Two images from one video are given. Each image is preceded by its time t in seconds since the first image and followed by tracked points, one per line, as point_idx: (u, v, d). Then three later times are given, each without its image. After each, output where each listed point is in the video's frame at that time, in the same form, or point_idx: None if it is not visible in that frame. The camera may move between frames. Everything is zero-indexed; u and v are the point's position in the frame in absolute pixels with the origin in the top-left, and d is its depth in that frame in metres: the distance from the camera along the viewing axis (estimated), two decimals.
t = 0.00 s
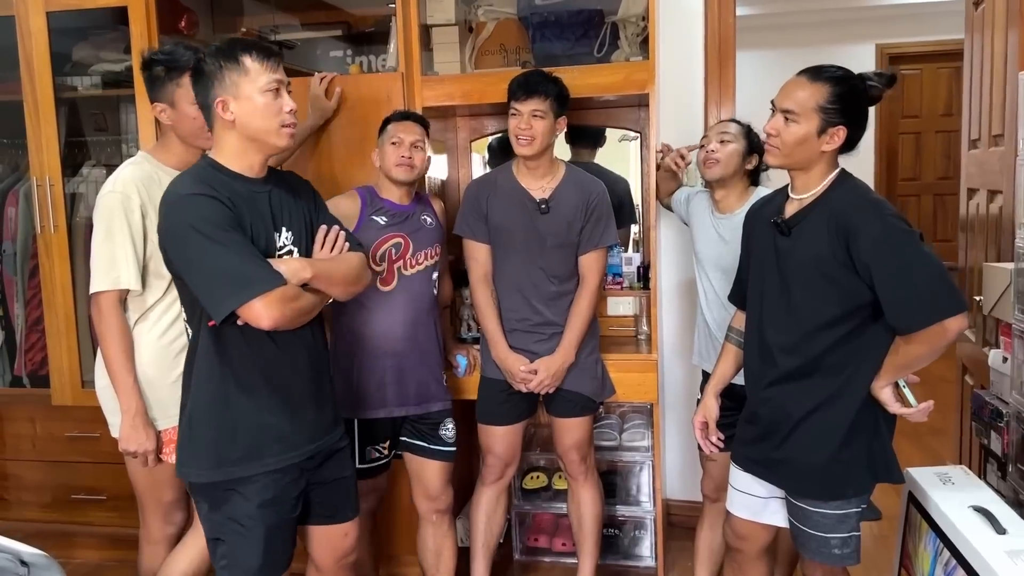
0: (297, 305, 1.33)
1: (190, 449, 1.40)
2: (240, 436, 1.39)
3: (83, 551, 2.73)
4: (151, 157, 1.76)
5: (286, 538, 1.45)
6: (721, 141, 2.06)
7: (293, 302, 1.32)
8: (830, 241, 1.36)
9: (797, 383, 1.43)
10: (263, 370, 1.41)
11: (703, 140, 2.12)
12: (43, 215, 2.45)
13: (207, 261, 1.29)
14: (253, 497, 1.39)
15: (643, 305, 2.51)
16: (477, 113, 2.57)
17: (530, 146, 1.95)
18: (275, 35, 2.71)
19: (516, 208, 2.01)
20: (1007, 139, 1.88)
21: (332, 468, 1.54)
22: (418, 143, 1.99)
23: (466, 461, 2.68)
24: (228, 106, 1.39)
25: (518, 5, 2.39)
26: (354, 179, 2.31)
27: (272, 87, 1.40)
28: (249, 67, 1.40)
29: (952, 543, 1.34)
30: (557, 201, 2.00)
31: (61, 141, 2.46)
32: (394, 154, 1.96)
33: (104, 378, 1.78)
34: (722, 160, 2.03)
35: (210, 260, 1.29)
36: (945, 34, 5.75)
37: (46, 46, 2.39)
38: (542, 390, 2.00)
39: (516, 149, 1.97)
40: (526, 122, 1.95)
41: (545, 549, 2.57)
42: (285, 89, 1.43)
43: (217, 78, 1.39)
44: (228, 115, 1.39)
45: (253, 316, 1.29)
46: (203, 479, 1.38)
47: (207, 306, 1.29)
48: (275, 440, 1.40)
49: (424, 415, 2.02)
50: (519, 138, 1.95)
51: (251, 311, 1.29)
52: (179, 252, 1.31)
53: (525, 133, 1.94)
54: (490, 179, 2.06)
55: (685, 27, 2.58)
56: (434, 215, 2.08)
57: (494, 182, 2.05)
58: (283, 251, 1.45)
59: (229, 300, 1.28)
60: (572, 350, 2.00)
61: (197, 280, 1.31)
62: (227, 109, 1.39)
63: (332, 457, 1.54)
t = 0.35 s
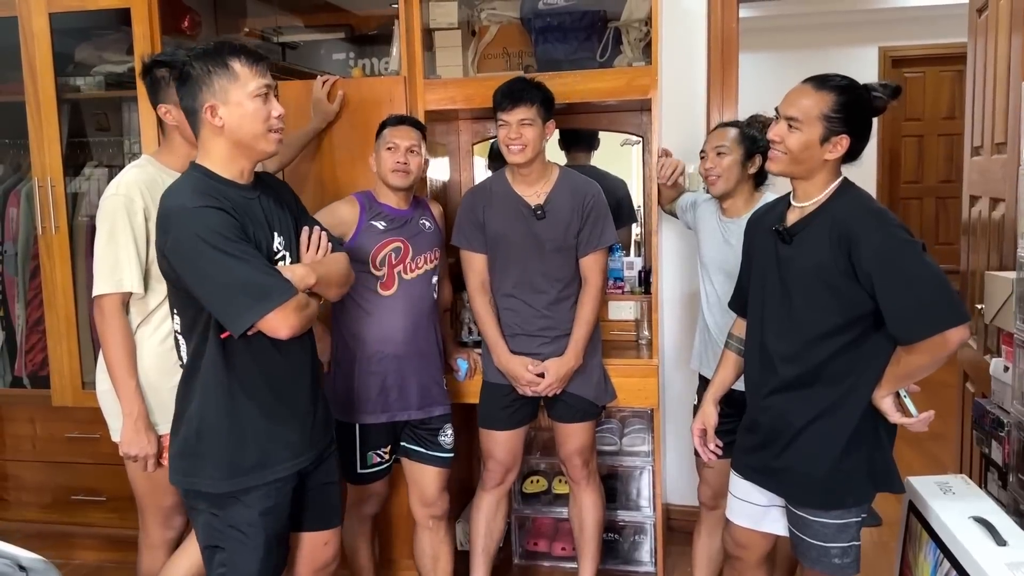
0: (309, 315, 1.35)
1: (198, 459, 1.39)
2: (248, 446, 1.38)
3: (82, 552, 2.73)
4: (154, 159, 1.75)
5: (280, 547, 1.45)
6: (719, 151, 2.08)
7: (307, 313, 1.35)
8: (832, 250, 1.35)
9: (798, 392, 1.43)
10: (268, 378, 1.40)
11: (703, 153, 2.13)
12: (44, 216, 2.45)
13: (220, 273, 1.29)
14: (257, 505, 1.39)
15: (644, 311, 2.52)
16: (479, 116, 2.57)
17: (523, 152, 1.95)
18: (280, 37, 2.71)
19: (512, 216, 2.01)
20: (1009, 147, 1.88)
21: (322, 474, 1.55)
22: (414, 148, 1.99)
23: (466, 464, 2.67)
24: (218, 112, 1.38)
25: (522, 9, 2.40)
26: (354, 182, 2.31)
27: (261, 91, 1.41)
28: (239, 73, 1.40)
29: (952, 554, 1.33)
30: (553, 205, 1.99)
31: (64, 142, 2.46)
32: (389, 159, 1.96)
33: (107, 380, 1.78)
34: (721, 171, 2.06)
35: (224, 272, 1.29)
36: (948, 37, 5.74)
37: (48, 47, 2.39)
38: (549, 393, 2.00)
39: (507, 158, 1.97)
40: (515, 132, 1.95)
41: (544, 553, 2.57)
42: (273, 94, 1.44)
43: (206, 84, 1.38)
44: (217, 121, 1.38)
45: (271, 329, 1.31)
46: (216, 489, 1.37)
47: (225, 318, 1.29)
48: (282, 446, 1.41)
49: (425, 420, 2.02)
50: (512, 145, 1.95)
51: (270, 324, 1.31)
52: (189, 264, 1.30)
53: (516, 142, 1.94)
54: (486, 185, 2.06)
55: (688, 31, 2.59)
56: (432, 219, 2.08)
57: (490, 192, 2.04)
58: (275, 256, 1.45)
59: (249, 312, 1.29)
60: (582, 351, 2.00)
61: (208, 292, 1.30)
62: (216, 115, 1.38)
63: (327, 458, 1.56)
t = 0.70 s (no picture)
0: (311, 315, 1.33)
1: (205, 462, 1.40)
2: (257, 447, 1.38)
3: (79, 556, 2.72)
4: (155, 166, 1.75)
5: (293, 545, 1.45)
6: (705, 172, 2.03)
7: (308, 312, 1.33)
8: (832, 262, 1.35)
9: (797, 403, 1.42)
10: (278, 381, 1.40)
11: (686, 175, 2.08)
12: (44, 220, 2.45)
13: (226, 275, 1.30)
14: (266, 506, 1.40)
15: (643, 317, 2.52)
16: (479, 123, 2.57)
17: (513, 159, 1.95)
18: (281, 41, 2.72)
19: (507, 222, 2.01)
20: (1009, 158, 1.88)
21: (335, 482, 1.55)
22: (410, 157, 1.99)
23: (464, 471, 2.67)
24: (229, 125, 1.39)
25: (523, 16, 2.34)
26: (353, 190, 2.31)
27: (273, 104, 1.40)
28: (249, 86, 1.39)
29: (949, 567, 1.33)
30: (548, 211, 1.99)
31: (64, 146, 2.46)
32: (387, 169, 1.96)
33: (105, 386, 1.78)
34: (710, 192, 2.02)
35: (229, 274, 1.30)
36: (949, 43, 5.74)
37: (49, 52, 2.39)
38: (545, 393, 2.01)
39: (500, 165, 1.98)
40: (506, 139, 1.95)
41: (542, 560, 2.56)
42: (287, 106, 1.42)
43: (222, 97, 1.39)
44: (229, 134, 1.39)
45: (274, 328, 1.30)
46: (223, 490, 1.38)
47: (229, 319, 1.31)
48: (290, 449, 1.40)
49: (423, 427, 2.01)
50: (505, 153, 1.96)
51: (271, 322, 1.30)
52: (198, 267, 1.32)
53: (508, 150, 1.94)
54: (479, 194, 2.06)
55: (689, 39, 2.58)
56: (430, 226, 2.07)
57: (484, 198, 2.05)
58: (292, 266, 1.45)
59: (251, 312, 1.29)
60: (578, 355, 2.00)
61: (215, 294, 1.31)
62: (228, 128, 1.39)
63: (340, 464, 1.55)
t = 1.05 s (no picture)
0: (312, 315, 1.41)
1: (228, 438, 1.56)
2: (267, 432, 1.50)
3: (77, 559, 2.71)
4: (154, 170, 1.74)
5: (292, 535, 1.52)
6: (668, 207, 1.84)
7: (309, 311, 1.40)
8: (831, 271, 1.36)
9: (797, 411, 1.42)
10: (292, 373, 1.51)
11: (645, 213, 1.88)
12: (43, 222, 2.45)
13: (237, 268, 1.43)
14: (270, 490, 1.51)
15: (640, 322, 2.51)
16: (479, 127, 2.56)
17: (518, 164, 1.96)
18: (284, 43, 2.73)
19: (508, 225, 2.01)
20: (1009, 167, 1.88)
21: (353, 484, 1.61)
22: (415, 165, 1.99)
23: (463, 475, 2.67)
24: (283, 132, 1.53)
25: (523, 22, 2.39)
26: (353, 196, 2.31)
27: (318, 116, 1.51)
28: (300, 98, 1.52)
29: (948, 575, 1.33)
30: (549, 217, 1.99)
31: (65, 148, 2.46)
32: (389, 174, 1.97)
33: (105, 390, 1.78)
34: (680, 226, 1.86)
35: (240, 268, 1.43)
36: (949, 48, 5.75)
37: (50, 55, 2.40)
38: (541, 400, 2.00)
39: (505, 168, 1.98)
40: (513, 143, 1.95)
41: (540, 565, 2.55)
42: (332, 116, 1.52)
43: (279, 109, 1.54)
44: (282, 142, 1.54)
45: (268, 319, 1.40)
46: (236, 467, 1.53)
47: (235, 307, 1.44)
48: (297, 439, 1.50)
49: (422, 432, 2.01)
50: (509, 157, 1.96)
51: (269, 312, 1.40)
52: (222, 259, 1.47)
53: (513, 153, 1.95)
54: (481, 197, 2.06)
55: (689, 45, 2.59)
56: (430, 231, 2.09)
57: (486, 201, 2.05)
58: (325, 268, 1.53)
59: (248, 303, 1.41)
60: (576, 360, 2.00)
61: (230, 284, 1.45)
62: (282, 135, 1.53)
63: (362, 465, 1.60)
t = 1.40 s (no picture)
0: (335, 311, 1.42)
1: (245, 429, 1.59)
2: (283, 425, 1.53)
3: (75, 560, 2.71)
4: (153, 174, 1.74)
5: (298, 533, 1.52)
6: (649, 183, 1.81)
7: (333, 307, 1.41)
8: (829, 277, 1.36)
9: (794, 416, 1.42)
10: (310, 369, 1.53)
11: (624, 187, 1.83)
12: (43, 224, 2.45)
13: (262, 262, 1.45)
14: (280, 482, 1.53)
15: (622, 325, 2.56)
16: (479, 130, 2.56)
17: (527, 170, 1.96)
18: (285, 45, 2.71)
19: (510, 228, 2.01)
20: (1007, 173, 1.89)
21: (358, 486, 1.60)
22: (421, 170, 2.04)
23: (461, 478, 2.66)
24: (325, 137, 1.52)
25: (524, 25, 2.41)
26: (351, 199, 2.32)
27: (363, 124, 1.52)
28: (345, 105, 1.52)
29: None
30: (552, 220, 1.99)
31: (64, 150, 2.46)
32: (396, 179, 1.99)
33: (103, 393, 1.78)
34: (659, 205, 1.82)
35: (265, 262, 1.44)
36: (949, 53, 5.76)
37: (51, 57, 2.40)
38: (541, 404, 2.01)
39: (516, 173, 1.97)
40: (524, 149, 1.95)
41: (538, 569, 2.55)
42: (376, 126, 1.54)
43: (319, 113, 1.53)
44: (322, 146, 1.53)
45: (292, 313, 1.41)
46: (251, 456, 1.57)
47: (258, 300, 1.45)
48: (311, 434, 1.52)
49: (422, 436, 2.00)
50: (518, 162, 1.96)
51: (294, 306, 1.40)
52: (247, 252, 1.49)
53: (523, 158, 1.95)
54: (485, 199, 2.06)
55: (688, 49, 2.60)
56: (432, 236, 2.10)
57: (490, 202, 2.05)
58: (348, 268, 1.54)
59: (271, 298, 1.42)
60: (576, 364, 2.00)
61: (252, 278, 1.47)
62: (323, 139, 1.53)
63: (376, 465, 1.60)
